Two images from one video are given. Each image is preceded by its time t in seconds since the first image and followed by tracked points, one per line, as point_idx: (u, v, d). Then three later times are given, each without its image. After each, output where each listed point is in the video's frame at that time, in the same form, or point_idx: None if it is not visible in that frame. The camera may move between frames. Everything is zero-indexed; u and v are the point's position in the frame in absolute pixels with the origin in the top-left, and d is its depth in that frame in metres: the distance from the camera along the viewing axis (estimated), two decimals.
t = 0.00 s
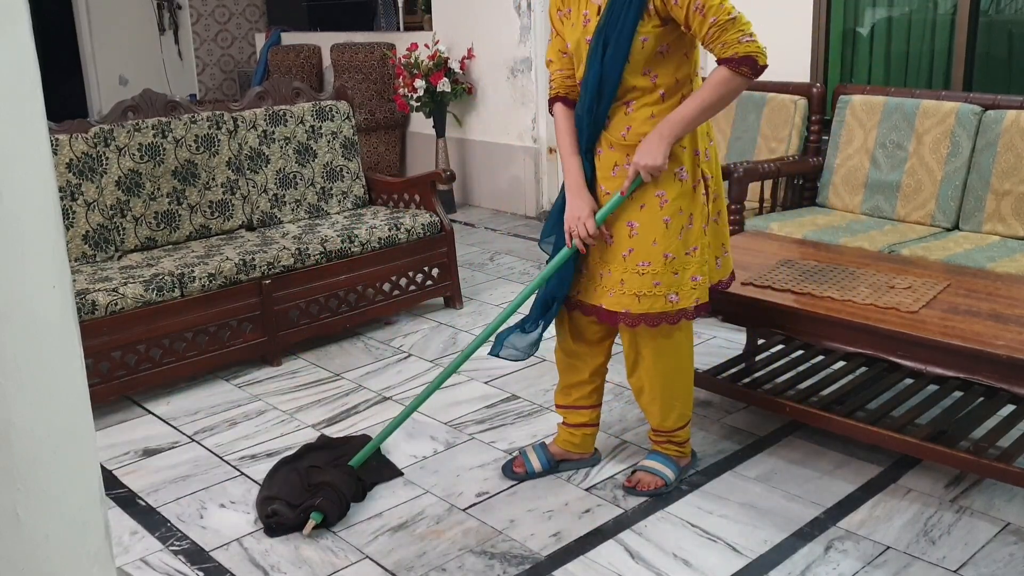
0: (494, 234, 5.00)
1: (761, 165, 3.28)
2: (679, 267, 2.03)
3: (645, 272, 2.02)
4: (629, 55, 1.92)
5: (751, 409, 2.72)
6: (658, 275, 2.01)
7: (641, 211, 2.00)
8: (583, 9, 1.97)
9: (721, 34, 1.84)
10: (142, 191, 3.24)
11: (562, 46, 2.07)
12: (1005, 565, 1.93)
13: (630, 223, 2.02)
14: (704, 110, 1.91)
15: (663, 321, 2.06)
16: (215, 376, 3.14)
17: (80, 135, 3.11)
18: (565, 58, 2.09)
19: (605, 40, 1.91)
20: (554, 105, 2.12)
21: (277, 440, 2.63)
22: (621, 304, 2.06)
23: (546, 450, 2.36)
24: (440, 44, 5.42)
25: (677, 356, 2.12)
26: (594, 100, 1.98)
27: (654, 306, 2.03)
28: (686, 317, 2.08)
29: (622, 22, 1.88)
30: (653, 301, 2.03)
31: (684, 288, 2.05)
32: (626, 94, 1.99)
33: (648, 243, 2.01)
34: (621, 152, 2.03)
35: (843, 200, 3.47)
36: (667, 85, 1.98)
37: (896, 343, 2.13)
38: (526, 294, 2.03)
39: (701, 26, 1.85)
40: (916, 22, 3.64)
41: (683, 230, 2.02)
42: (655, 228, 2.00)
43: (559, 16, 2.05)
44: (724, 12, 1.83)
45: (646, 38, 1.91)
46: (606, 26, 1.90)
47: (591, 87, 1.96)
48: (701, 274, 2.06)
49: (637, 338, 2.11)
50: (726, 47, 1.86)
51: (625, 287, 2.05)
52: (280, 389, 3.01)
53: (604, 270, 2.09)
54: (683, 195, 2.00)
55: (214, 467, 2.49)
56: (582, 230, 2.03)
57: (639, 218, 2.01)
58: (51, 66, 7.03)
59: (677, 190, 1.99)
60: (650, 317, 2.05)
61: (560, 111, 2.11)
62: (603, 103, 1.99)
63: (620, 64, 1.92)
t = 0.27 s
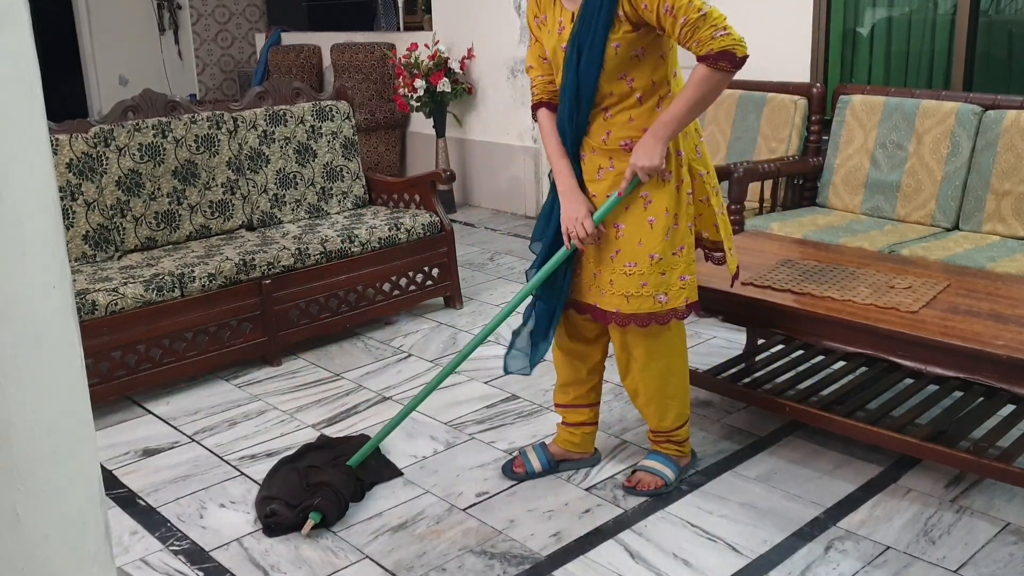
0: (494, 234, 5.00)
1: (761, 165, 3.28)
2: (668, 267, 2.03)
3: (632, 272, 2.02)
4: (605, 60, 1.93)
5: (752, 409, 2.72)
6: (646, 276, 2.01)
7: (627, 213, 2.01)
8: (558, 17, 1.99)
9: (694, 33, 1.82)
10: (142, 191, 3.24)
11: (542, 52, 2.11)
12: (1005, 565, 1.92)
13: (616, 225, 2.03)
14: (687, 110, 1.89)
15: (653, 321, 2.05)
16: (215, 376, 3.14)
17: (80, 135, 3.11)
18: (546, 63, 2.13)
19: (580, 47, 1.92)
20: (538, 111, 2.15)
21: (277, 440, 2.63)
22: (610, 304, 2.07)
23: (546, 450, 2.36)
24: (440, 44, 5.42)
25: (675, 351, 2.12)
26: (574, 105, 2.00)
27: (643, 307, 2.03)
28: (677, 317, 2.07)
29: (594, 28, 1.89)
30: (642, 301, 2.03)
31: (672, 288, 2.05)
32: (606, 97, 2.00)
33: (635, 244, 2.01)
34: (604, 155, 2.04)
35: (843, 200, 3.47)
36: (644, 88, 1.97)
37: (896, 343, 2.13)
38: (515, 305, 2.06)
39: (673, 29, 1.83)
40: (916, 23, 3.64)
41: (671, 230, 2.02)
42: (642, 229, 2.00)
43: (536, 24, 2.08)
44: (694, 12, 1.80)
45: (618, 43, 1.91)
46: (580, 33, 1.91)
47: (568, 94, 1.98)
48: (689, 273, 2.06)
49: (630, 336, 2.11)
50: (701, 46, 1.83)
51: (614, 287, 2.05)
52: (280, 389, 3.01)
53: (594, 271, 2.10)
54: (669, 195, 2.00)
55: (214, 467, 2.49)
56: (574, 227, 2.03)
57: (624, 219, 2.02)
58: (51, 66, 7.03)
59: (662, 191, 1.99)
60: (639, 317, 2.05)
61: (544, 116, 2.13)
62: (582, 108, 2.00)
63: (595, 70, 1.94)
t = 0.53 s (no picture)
0: (494, 234, 5.00)
1: (761, 165, 3.28)
2: (609, 278, 2.01)
3: (575, 283, 2.03)
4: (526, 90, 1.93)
5: (751, 409, 2.72)
6: (585, 287, 2.01)
7: (567, 227, 2.02)
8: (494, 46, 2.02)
9: (571, 65, 1.80)
10: (142, 191, 3.24)
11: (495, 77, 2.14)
12: (1005, 565, 1.92)
13: (559, 238, 2.04)
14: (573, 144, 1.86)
15: (604, 331, 2.05)
16: (215, 376, 3.14)
17: (80, 135, 3.11)
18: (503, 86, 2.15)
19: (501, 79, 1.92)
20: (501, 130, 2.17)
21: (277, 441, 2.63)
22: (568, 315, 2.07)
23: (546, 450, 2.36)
24: (440, 44, 5.42)
25: (647, 359, 2.11)
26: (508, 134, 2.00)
27: (586, 318, 2.04)
28: (624, 327, 2.05)
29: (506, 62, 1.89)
30: (585, 312, 2.04)
31: (616, 296, 2.02)
32: (539, 118, 1.99)
33: (579, 255, 2.01)
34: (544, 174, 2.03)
35: (843, 200, 3.47)
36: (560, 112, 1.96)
37: (897, 343, 2.13)
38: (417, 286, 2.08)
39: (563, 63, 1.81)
40: (916, 23, 3.64)
41: (610, 242, 2.00)
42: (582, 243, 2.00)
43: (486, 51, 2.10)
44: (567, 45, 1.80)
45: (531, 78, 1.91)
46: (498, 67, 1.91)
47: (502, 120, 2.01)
48: (631, 285, 2.02)
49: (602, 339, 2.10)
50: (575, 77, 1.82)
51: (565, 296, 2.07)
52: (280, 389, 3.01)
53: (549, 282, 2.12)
54: (605, 209, 1.98)
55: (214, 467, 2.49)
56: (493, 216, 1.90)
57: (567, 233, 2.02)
58: (51, 66, 7.03)
59: (596, 206, 1.98)
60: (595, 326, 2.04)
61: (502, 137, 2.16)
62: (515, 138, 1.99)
63: (512, 98, 1.93)
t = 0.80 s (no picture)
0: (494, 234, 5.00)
1: (761, 165, 3.28)
2: (563, 282, 2.05)
3: (531, 280, 2.11)
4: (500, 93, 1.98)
5: (751, 409, 2.72)
6: (540, 287, 2.09)
7: (534, 227, 2.09)
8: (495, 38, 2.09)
9: (469, 82, 1.81)
10: (142, 191, 3.24)
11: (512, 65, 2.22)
12: (1005, 565, 1.92)
13: (528, 235, 2.11)
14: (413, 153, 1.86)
15: (563, 334, 2.09)
16: (215, 376, 3.14)
17: (80, 135, 3.11)
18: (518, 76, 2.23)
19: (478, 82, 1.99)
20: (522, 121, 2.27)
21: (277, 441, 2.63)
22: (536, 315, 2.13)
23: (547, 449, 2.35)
24: (440, 44, 5.42)
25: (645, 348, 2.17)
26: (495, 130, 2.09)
27: (540, 317, 2.11)
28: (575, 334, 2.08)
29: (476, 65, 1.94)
30: (538, 310, 2.12)
31: (568, 302, 2.05)
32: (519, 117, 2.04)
33: (541, 254, 2.08)
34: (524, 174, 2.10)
35: (843, 200, 3.47)
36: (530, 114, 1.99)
37: (897, 343, 2.13)
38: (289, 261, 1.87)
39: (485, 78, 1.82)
40: (917, 23, 3.64)
41: (567, 246, 2.04)
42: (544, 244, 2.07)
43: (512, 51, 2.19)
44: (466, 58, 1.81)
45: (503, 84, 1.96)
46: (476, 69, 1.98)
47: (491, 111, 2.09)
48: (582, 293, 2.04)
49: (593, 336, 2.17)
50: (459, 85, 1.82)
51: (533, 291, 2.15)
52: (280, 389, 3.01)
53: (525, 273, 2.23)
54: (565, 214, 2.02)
55: (214, 467, 2.49)
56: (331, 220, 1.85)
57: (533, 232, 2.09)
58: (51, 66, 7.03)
59: (562, 209, 2.03)
60: (549, 328, 2.12)
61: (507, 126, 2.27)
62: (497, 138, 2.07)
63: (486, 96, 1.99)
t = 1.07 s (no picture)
0: (494, 234, 5.00)
1: (761, 165, 3.28)
2: (665, 266, 1.99)
3: (624, 264, 2.00)
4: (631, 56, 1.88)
5: (751, 409, 2.72)
6: (634, 269, 1.99)
7: (623, 206, 1.97)
8: (593, 10, 1.94)
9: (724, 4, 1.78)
10: (142, 191, 3.24)
11: (570, 49, 2.05)
12: (1005, 564, 1.92)
13: (614, 215, 1.98)
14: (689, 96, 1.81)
15: (653, 318, 2.02)
16: (215, 376, 3.14)
17: (80, 135, 3.11)
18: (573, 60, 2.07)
19: (613, 39, 1.87)
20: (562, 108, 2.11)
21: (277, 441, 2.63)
22: (613, 303, 2.03)
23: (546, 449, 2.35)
24: (440, 44, 5.42)
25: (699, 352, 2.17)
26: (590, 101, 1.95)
27: (627, 302, 2.02)
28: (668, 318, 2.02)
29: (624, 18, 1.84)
30: (628, 296, 2.02)
31: (666, 287, 2.01)
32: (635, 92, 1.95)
33: (634, 233, 1.98)
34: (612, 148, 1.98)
35: (843, 200, 3.47)
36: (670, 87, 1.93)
37: (897, 343, 2.13)
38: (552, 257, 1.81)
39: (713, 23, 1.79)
40: (916, 23, 3.64)
41: (666, 228, 1.98)
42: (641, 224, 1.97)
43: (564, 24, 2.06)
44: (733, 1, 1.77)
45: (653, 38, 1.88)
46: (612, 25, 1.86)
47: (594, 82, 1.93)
48: (683, 277, 2.00)
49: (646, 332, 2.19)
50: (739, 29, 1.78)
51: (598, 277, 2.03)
52: (280, 389, 3.01)
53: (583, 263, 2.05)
54: (673, 194, 1.96)
55: (214, 467, 2.49)
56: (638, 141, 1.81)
57: (623, 211, 1.97)
58: (51, 66, 7.03)
59: (668, 188, 1.96)
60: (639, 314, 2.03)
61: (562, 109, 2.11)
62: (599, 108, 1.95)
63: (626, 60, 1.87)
